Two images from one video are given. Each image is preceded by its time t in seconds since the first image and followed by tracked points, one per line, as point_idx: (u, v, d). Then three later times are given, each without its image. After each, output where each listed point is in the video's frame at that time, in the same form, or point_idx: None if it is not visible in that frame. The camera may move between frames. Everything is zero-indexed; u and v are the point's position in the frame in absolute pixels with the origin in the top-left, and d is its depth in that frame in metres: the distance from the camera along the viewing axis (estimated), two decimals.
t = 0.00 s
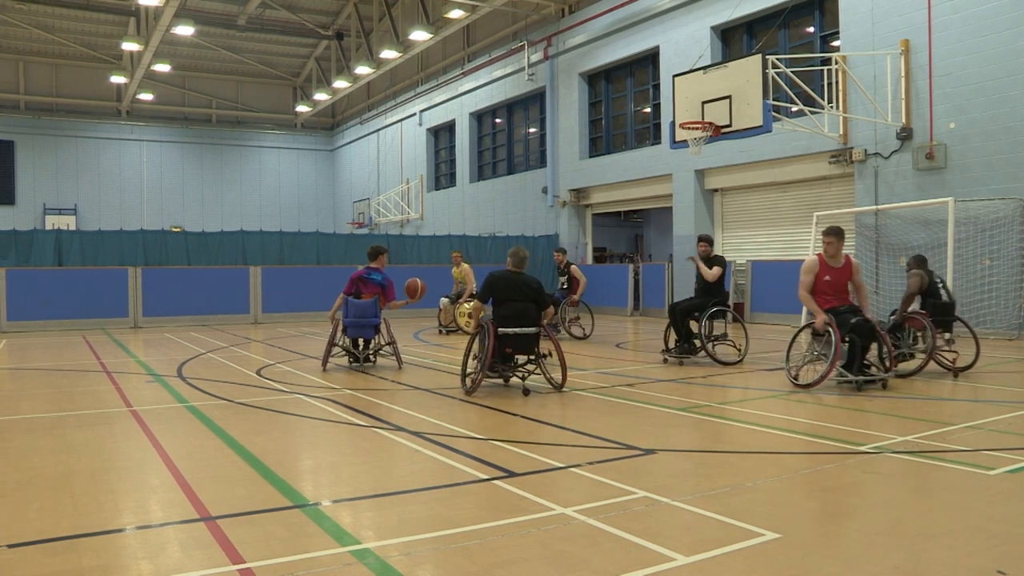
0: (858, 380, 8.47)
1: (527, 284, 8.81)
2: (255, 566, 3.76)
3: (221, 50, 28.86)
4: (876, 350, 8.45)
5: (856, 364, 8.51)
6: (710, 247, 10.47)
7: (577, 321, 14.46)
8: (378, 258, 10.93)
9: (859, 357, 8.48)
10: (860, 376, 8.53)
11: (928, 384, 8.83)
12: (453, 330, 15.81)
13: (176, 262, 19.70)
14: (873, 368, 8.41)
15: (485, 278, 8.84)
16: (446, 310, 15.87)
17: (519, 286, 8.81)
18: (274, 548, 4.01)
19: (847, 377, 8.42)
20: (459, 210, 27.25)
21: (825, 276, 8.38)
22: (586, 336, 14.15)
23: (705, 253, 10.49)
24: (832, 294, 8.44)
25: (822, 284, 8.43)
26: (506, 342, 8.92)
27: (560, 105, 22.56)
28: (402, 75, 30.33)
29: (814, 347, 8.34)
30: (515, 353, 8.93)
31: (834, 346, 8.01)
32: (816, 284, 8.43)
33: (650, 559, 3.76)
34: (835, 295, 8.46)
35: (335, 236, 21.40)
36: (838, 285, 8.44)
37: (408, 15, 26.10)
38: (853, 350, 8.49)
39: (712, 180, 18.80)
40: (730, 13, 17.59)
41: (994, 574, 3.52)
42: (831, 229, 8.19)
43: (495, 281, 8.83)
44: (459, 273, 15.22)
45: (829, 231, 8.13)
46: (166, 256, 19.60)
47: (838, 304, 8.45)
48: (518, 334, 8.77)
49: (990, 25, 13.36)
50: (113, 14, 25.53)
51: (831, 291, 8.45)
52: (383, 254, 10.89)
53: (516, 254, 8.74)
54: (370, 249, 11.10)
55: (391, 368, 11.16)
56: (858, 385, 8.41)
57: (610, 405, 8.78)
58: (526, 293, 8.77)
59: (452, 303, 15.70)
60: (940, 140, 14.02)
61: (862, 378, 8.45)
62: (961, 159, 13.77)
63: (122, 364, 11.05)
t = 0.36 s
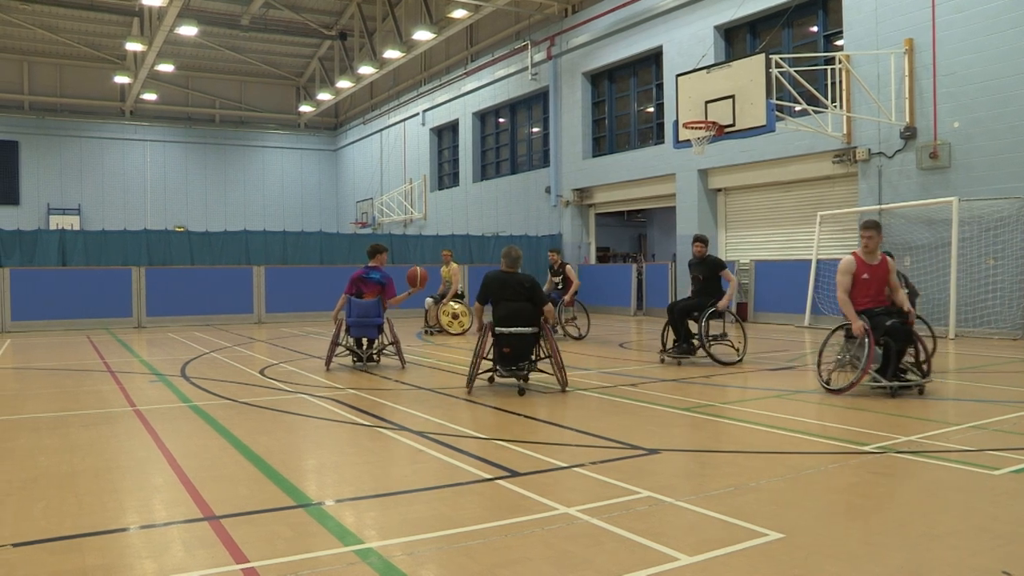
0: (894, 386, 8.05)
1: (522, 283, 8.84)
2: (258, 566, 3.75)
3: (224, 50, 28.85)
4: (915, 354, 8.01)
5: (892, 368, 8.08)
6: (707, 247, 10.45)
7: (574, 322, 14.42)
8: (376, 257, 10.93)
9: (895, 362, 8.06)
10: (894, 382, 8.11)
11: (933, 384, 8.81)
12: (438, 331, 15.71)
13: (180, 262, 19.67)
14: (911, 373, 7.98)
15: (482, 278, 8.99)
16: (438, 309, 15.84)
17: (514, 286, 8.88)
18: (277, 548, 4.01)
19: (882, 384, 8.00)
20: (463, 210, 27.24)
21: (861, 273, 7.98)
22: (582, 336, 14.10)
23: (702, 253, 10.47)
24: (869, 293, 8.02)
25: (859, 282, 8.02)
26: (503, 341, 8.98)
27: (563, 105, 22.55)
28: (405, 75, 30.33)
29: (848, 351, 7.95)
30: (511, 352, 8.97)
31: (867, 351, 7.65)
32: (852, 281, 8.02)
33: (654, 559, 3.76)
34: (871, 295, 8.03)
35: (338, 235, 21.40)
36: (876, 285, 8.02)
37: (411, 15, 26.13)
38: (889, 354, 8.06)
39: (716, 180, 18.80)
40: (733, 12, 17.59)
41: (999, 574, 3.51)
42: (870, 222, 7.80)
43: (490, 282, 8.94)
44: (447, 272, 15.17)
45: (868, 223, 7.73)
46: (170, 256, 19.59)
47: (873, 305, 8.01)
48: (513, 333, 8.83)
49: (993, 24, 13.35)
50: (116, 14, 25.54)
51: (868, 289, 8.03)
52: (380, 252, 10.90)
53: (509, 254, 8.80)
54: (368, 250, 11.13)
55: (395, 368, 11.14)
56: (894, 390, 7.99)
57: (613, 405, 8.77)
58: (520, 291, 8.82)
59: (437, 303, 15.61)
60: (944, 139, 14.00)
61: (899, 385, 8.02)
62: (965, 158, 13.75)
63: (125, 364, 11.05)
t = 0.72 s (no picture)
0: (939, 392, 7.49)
1: (518, 282, 8.84)
2: (262, 566, 3.75)
3: (228, 50, 28.88)
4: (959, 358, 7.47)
5: (937, 373, 7.51)
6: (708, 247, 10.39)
7: (572, 322, 14.37)
8: (372, 256, 10.94)
9: (939, 366, 7.50)
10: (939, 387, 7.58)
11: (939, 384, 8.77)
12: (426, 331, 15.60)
13: (184, 262, 19.65)
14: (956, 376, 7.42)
15: (483, 278, 9.07)
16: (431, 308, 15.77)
17: (512, 285, 8.89)
18: (281, 548, 4.01)
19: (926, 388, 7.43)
20: (467, 210, 27.23)
21: (899, 273, 7.42)
22: (580, 336, 14.06)
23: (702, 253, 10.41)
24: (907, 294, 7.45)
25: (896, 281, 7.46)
26: (504, 341, 9.02)
27: (567, 105, 22.54)
28: (409, 75, 30.35)
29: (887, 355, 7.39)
30: (513, 352, 9.03)
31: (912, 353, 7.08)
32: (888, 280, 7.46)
33: (659, 559, 3.76)
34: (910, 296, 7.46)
35: (342, 236, 21.41)
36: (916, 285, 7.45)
37: (414, 15, 26.14)
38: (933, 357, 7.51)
39: (720, 180, 18.79)
40: (737, 12, 17.57)
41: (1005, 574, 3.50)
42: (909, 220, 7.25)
43: (489, 282, 9.00)
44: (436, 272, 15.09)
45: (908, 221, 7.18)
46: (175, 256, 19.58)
47: (913, 307, 7.45)
48: (512, 333, 8.87)
49: (996, 24, 13.34)
50: (120, 14, 25.60)
51: (906, 290, 7.45)
52: (375, 252, 10.90)
53: (509, 254, 8.82)
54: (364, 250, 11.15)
55: (401, 367, 11.14)
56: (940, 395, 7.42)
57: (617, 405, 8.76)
58: (516, 291, 8.83)
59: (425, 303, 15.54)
60: (949, 138, 13.97)
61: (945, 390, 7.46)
62: (969, 157, 13.72)
63: (130, 364, 11.06)
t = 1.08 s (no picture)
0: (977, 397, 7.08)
1: (517, 282, 8.84)
2: (262, 566, 3.75)
3: (230, 50, 28.89)
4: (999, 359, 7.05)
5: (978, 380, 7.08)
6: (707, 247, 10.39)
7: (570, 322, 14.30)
8: (365, 256, 10.89)
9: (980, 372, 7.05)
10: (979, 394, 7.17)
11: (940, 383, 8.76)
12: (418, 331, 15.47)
13: (185, 262, 19.64)
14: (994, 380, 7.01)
15: (481, 279, 9.06)
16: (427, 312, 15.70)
17: (510, 285, 8.89)
18: (281, 548, 4.01)
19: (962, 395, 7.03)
20: (467, 211, 27.23)
21: (930, 273, 6.97)
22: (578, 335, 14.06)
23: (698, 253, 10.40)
24: (944, 294, 6.98)
25: (929, 282, 7.01)
26: (503, 342, 9.02)
27: (568, 105, 22.54)
28: (410, 75, 30.36)
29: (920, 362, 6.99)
30: (513, 352, 9.04)
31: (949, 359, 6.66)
32: (921, 281, 7.01)
33: (659, 559, 3.76)
34: (947, 297, 6.99)
35: (343, 235, 21.39)
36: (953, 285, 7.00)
37: (416, 15, 26.18)
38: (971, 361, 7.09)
39: (720, 180, 18.78)
40: (738, 13, 17.58)
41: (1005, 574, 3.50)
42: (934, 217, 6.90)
43: (487, 282, 8.99)
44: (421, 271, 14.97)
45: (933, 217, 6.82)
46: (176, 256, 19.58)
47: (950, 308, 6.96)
48: (512, 333, 8.88)
49: (997, 24, 13.34)
50: (122, 14, 25.62)
51: (939, 290, 7.00)
52: (367, 252, 10.85)
53: (507, 254, 8.81)
54: (358, 250, 11.11)
55: (403, 364, 11.16)
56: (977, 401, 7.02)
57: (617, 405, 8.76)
58: (514, 291, 8.83)
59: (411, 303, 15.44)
60: (949, 139, 13.97)
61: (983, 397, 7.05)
62: (971, 157, 13.72)
63: (131, 364, 11.05)
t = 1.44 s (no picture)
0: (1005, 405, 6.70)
1: (517, 282, 8.82)
2: (262, 566, 3.75)
3: (228, 50, 28.87)
4: None
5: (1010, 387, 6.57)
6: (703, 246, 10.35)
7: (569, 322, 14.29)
8: (359, 257, 10.89)
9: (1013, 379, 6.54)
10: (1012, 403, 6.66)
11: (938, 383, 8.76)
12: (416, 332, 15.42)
13: (184, 262, 19.61)
14: None
15: (478, 278, 9.01)
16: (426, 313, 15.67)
17: (510, 285, 8.87)
18: (281, 548, 4.01)
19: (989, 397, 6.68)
20: (466, 211, 27.23)
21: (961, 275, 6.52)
22: (576, 335, 14.05)
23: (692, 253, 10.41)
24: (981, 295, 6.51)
25: (962, 284, 6.54)
26: (502, 343, 9.03)
27: (566, 105, 22.54)
28: (409, 75, 30.36)
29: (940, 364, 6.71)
30: (513, 352, 9.07)
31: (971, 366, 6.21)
32: (953, 285, 6.56)
33: (658, 559, 3.76)
34: (985, 299, 6.50)
35: (342, 235, 21.36)
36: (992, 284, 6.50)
37: (414, 16, 26.17)
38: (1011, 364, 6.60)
39: (719, 180, 18.79)
40: (737, 13, 17.58)
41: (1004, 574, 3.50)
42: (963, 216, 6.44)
43: (485, 282, 8.94)
44: (409, 271, 14.83)
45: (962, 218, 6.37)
46: (175, 257, 19.52)
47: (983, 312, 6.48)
48: (512, 334, 8.90)
49: (996, 24, 13.34)
50: (120, 14, 25.60)
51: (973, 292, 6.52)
52: (362, 253, 10.85)
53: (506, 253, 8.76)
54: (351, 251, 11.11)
55: (404, 363, 11.19)
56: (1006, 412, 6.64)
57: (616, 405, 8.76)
58: (514, 291, 8.81)
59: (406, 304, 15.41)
60: (948, 139, 13.98)
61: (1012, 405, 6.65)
62: (970, 157, 13.72)
63: (129, 364, 11.05)
